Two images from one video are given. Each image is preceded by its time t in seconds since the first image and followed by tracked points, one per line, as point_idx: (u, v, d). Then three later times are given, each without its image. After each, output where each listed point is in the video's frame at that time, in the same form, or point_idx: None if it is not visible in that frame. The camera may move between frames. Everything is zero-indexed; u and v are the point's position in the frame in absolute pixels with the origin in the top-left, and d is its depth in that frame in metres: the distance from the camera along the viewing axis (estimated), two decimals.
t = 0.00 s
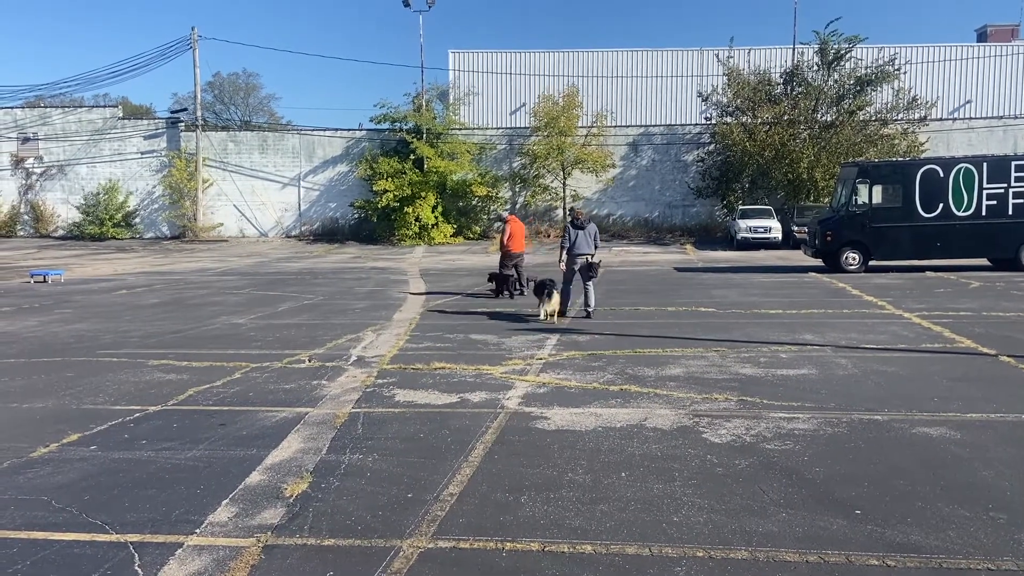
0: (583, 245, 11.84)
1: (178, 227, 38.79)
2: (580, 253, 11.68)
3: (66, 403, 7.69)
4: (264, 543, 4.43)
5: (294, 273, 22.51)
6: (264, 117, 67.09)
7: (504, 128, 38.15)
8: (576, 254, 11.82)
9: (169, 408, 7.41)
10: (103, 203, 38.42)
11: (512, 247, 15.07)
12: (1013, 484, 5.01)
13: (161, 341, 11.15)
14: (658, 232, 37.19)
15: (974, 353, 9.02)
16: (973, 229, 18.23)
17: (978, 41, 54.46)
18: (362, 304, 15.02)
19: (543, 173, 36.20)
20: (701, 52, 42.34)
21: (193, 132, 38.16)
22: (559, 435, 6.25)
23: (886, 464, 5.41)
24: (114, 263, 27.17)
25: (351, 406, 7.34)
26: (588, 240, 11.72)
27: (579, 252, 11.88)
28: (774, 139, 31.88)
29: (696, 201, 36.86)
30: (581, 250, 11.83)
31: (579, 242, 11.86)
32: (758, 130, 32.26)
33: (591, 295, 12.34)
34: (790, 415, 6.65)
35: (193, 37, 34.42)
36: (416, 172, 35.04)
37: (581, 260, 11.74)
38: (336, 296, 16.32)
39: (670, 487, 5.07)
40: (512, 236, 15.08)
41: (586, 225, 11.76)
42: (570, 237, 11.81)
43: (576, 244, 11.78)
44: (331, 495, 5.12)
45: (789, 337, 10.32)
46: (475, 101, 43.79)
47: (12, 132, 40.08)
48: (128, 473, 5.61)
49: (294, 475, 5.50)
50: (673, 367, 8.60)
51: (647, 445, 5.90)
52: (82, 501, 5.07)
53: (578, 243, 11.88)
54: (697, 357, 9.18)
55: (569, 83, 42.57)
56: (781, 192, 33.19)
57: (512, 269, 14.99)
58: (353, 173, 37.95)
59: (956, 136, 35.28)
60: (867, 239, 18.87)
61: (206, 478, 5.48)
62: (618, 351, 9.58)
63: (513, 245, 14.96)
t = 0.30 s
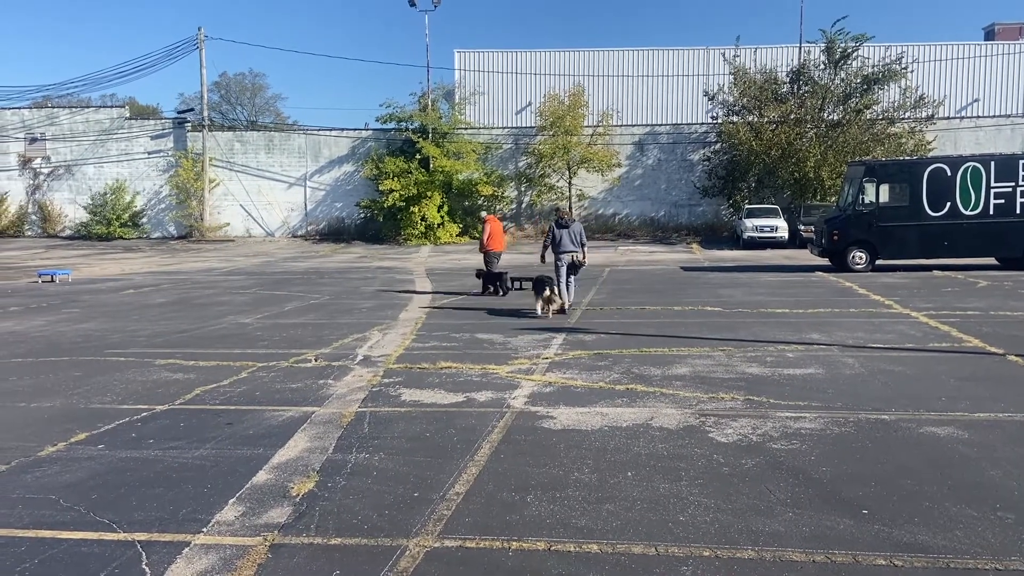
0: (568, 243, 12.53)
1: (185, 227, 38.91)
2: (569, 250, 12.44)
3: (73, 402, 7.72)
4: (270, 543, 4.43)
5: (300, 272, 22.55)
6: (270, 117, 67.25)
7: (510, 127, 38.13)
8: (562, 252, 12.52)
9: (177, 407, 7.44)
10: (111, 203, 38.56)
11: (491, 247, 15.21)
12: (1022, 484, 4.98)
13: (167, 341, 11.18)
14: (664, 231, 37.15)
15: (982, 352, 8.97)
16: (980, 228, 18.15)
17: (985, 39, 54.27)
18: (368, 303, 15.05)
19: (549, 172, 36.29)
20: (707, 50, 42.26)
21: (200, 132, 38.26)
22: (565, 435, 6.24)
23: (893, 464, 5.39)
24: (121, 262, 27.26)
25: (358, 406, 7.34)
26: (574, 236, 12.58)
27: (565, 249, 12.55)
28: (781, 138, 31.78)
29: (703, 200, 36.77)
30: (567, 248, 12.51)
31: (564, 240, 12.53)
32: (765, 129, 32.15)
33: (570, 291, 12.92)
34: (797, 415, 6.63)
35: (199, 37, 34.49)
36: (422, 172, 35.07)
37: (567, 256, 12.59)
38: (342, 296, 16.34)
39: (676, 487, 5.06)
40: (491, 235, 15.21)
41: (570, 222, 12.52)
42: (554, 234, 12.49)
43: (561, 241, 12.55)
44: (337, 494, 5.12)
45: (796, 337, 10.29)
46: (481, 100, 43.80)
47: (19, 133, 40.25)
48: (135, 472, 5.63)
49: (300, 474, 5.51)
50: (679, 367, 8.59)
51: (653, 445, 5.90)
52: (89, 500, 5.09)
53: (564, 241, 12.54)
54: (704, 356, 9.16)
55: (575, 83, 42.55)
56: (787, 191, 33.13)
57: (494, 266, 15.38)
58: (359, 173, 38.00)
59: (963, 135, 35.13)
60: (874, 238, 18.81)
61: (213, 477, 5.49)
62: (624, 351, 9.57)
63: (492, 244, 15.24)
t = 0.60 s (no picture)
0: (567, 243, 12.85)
1: (198, 227, 39.12)
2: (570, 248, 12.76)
3: (88, 402, 7.77)
4: (283, 542, 4.45)
5: (312, 272, 22.61)
6: (282, 117, 67.51)
7: (521, 127, 38.08)
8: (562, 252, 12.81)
9: (190, 406, 7.48)
10: (125, 203, 38.82)
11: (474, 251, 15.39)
12: None
13: (181, 340, 11.24)
14: (676, 230, 37.03)
15: (998, 352, 8.89)
16: (995, 226, 18.03)
17: (1000, 37, 53.81)
18: (379, 303, 15.07)
19: (560, 172, 36.33)
20: (718, 49, 42.12)
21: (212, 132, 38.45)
22: (577, 434, 6.24)
23: (907, 465, 5.35)
24: (134, 262, 27.44)
25: (370, 405, 7.36)
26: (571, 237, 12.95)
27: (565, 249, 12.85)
28: (794, 136, 31.61)
29: (714, 200, 36.63)
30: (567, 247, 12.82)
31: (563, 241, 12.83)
32: (777, 128, 31.97)
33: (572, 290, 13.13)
34: (810, 415, 6.60)
35: (212, 39, 34.66)
36: (433, 172, 35.12)
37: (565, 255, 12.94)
38: (354, 296, 16.37)
39: (689, 487, 5.05)
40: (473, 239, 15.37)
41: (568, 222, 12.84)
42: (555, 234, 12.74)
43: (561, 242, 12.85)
44: (349, 494, 5.14)
45: (809, 337, 10.23)
46: (492, 100, 43.80)
47: (34, 133, 40.56)
48: (149, 471, 5.66)
49: (313, 474, 5.53)
50: (691, 367, 8.56)
51: (665, 446, 5.87)
52: (104, 499, 5.12)
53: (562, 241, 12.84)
54: (716, 356, 9.12)
55: (586, 83, 42.50)
56: (800, 189, 32.96)
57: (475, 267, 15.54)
58: (370, 173, 38.10)
59: (978, 134, 34.83)
60: (888, 238, 18.66)
61: (226, 476, 5.52)
62: (636, 351, 9.54)
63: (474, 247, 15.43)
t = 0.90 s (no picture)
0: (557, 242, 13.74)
1: (217, 228, 39.43)
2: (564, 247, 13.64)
3: (109, 401, 7.85)
4: (302, 540, 4.48)
5: (329, 272, 22.72)
6: (300, 118, 67.91)
7: (538, 127, 38.05)
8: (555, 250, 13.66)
9: (210, 405, 7.55)
10: (145, 204, 39.20)
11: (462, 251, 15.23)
12: None
13: (200, 340, 11.33)
14: (693, 230, 36.84)
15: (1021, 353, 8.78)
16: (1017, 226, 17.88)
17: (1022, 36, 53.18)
18: (396, 302, 15.12)
19: (577, 172, 36.34)
20: (736, 48, 41.90)
21: (231, 134, 38.75)
22: (594, 435, 6.23)
23: (928, 466, 5.30)
24: (154, 263, 27.70)
25: (387, 405, 7.40)
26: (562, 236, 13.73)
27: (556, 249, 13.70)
28: (812, 135, 31.36)
29: (732, 199, 36.42)
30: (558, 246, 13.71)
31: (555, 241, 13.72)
32: (796, 127, 31.73)
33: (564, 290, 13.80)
34: (829, 416, 6.56)
35: (231, 41, 34.92)
36: (450, 172, 35.17)
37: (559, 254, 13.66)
38: (371, 296, 16.43)
39: (707, 488, 5.03)
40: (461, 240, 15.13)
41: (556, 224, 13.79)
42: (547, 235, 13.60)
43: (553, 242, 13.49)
44: (367, 493, 5.16)
45: (828, 337, 10.15)
46: (508, 100, 43.80)
47: (56, 135, 40.99)
48: (169, 469, 5.72)
49: (331, 473, 5.55)
50: (709, 367, 8.52)
51: (683, 446, 5.85)
52: (126, 496, 5.19)
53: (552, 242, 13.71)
54: (734, 356, 9.08)
55: (603, 82, 42.42)
56: (819, 189, 32.70)
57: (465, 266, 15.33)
58: (387, 174, 38.25)
59: (1000, 132, 34.41)
60: (909, 237, 18.44)
61: (245, 475, 5.56)
62: (653, 351, 9.52)
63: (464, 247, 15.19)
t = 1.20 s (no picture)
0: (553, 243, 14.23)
1: (240, 229, 39.79)
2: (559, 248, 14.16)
3: (134, 400, 7.95)
4: (323, 539, 4.51)
5: (350, 273, 22.86)
6: (321, 120, 68.37)
7: (558, 128, 38.01)
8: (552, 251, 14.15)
9: (233, 405, 7.62)
10: (169, 206, 39.65)
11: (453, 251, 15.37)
12: None
13: (223, 340, 11.44)
14: (714, 231, 36.60)
15: None
16: None
17: None
18: (417, 303, 15.19)
19: (597, 173, 36.26)
20: (758, 48, 41.61)
21: (253, 135, 39.10)
22: (615, 436, 6.20)
23: (954, 470, 5.23)
24: (178, 264, 28.04)
25: (407, 405, 7.42)
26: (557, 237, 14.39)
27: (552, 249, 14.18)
28: (836, 135, 31.05)
29: (753, 200, 36.15)
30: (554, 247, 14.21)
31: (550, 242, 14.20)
32: (819, 127, 31.45)
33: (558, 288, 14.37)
34: (853, 418, 6.49)
35: (254, 43, 35.22)
36: (470, 173, 35.21)
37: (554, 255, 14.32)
38: (391, 296, 16.51)
39: (729, 491, 4.99)
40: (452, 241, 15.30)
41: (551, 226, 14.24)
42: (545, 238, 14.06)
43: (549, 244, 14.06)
44: (389, 493, 5.18)
45: (851, 338, 10.05)
46: (528, 101, 43.81)
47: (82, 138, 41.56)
48: (193, 468, 5.78)
49: (352, 472, 5.59)
50: (731, 368, 8.47)
51: (704, 448, 5.82)
52: (150, 495, 5.24)
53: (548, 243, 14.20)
54: (756, 358, 9.01)
55: (623, 83, 42.30)
56: (842, 189, 32.37)
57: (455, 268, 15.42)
58: (407, 175, 38.41)
59: None
60: (934, 238, 18.21)
61: (268, 474, 5.61)
62: (674, 352, 9.48)
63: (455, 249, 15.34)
